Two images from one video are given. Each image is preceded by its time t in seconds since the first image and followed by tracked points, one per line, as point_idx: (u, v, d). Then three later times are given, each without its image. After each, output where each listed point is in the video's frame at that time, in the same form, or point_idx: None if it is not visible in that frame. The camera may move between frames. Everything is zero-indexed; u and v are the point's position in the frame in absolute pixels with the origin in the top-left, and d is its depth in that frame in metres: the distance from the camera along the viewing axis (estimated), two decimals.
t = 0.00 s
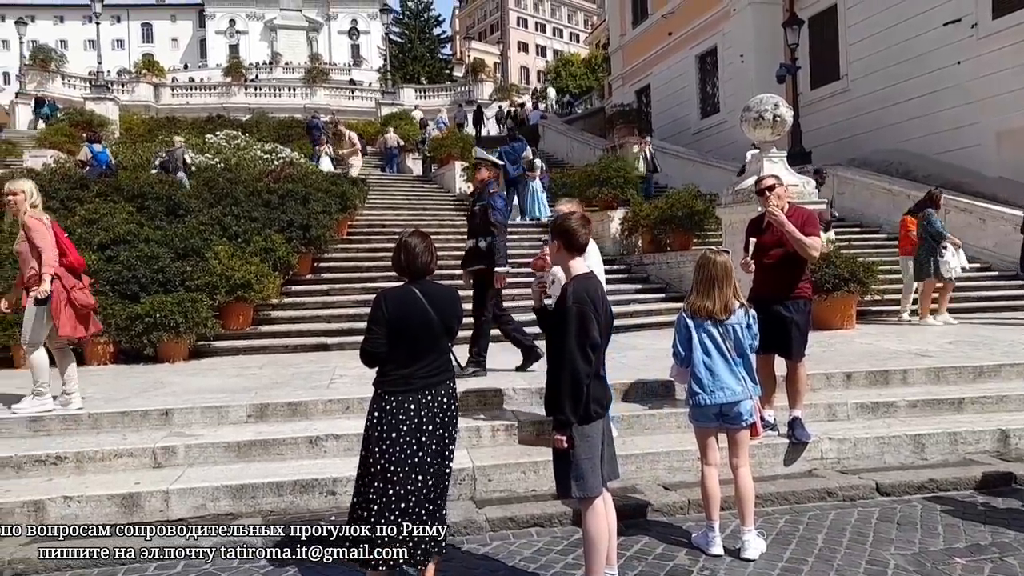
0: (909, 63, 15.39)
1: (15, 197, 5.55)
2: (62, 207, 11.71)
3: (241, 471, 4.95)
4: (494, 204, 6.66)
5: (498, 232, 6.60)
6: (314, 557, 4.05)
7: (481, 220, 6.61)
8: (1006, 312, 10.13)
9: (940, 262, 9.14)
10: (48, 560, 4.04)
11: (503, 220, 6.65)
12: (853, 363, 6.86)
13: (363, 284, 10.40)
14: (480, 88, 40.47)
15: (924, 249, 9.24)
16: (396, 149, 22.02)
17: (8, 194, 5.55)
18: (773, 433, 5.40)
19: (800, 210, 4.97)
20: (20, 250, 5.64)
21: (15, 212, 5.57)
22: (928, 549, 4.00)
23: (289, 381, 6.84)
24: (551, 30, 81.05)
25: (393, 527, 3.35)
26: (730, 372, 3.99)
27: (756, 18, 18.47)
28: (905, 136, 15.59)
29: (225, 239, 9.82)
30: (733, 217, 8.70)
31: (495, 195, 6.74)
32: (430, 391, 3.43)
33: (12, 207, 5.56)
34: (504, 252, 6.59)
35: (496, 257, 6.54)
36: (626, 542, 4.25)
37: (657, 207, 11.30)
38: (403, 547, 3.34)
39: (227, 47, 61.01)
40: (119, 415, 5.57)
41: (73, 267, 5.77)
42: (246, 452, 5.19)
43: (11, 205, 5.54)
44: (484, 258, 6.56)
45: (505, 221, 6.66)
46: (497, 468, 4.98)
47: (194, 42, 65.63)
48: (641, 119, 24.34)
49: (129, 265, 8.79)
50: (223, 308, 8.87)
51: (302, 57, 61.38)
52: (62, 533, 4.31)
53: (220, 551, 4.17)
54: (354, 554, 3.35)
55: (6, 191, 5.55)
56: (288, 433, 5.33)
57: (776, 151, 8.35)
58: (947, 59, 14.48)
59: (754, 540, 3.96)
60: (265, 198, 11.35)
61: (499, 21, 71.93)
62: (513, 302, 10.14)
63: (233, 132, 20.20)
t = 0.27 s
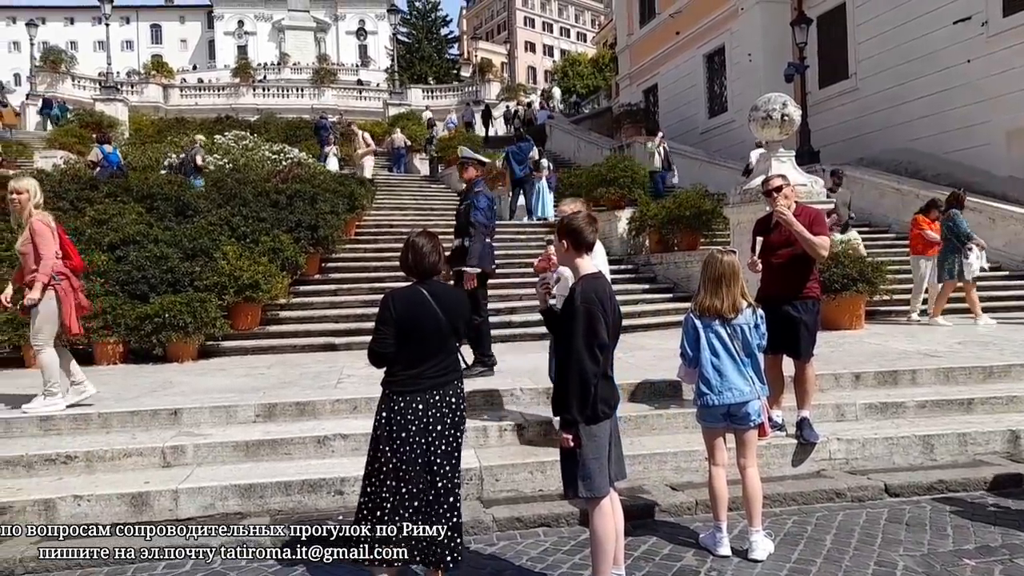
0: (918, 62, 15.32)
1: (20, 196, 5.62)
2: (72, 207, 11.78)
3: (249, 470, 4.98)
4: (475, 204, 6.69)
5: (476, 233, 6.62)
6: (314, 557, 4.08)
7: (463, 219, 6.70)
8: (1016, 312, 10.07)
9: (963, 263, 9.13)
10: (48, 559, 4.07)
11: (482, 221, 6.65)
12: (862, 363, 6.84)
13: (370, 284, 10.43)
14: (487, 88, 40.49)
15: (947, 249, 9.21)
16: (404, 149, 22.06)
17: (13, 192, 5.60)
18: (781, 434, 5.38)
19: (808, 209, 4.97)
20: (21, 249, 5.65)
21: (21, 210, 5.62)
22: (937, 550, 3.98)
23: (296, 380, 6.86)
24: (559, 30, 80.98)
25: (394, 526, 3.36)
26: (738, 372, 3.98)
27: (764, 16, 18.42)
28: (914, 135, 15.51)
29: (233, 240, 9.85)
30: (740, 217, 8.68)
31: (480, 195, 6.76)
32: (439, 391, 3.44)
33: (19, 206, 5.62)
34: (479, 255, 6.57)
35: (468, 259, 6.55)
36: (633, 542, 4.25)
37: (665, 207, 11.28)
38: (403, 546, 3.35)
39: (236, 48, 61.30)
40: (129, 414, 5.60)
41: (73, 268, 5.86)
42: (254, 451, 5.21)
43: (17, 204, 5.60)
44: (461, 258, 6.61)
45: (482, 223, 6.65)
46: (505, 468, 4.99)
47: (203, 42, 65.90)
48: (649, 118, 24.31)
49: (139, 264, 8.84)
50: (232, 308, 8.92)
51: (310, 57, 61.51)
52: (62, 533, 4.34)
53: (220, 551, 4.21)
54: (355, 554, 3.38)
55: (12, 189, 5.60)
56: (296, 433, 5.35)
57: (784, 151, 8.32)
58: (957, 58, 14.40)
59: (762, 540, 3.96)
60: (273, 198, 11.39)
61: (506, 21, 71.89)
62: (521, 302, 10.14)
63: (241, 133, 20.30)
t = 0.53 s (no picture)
0: (922, 63, 15.30)
1: (25, 196, 5.62)
2: (77, 209, 11.80)
3: (253, 472, 4.98)
4: (456, 209, 6.87)
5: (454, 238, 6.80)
6: (314, 557, 4.10)
7: (443, 223, 6.91)
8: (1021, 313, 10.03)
9: (990, 262, 9.06)
10: (47, 558, 4.08)
11: (460, 227, 6.81)
12: (866, 365, 6.82)
13: (374, 286, 10.45)
14: (491, 90, 40.52)
15: (970, 250, 9.18)
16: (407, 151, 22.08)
17: (18, 193, 5.59)
18: (785, 435, 5.37)
19: (812, 211, 4.97)
20: (24, 249, 5.64)
21: (27, 211, 5.63)
22: (941, 552, 3.97)
23: (300, 382, 6.87)
24: (562, 31, 81.00)
25: (394, 526, 3.38)
26: (741, 374, 3.98)
27: (768, 18, 18.41)
28: (918, 136, 15.49)
29: (236, 241, 9.86)
30: (744, 219, 8.67)
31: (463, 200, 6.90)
32: (443, 393, 3.44)
33: (25, 207, 5.62)
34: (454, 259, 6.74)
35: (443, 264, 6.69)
36: (636, 544, 4.25)
37: (668, 208, 11.27)
38: (402, 546, 3.37)
39: (239, 50, 61.44)
40: (132, 416, 5.61)
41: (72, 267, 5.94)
42: (257, 453, 5.21)
43: (23, 205, 5.60)
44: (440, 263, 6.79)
45: (459, 229, 6.81)
46: (508, 469, 4.99)
47: (206, 45, 66.01)
48: (652, 120, 24.30)
49: (142, 266, 8.86)
50: (236, 309, 8.93)
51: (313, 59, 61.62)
52: (62, 533, 4.35)
53: (220, 550, 4.21)
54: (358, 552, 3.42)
55: (17, 190, 5.59)
56: (299, 434, 5.36)
57: (788, 152, 8.31)
58: (961, 59, 14.38)
59: (765, 543, 3.95)
60: (276, 200, 11.40)
61: (510, 22, 71.94)
62: (524, 304, 10.14)
63: (245, 135, 20.34)
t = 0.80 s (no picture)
0: (923, 64, 15.31)
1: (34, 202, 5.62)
2: (78, 214, 11.80)
3: (255, 475, 4.98)
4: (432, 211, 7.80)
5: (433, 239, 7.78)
6: (314, 557, 4.15)
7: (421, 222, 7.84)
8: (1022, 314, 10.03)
9: (1008, 261, 8.95)
10: (48, 560, 4.09)
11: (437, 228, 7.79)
12: (867, 367, 6.82)
13: (375, 289, 10.46)
14: (491, 93, 40.56)
15: (987, 250, 9.08)
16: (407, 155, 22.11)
17: (29, 200, 5.59)
18: (786, 437, 5.37)
19: (813, 214, 4.97)
20: (32, 255, 5.63)
21: (37, 218, 5.63)
22: (943, 554, 3.97)
23: (301, 386, 6.88)
24: (563, 34, 81.09)
25: (395, 527, 3.41)
26: (741, 376, 3.98)
27: (768, 20, 18.43)
28: (918, 138, 15.50)
29: (238, 246, 9.87)
30: (744, 221, 8.67)
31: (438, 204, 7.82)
32: (444, 396, 3.44)
33: (35, 214, 5.62)
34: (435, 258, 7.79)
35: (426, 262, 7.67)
36: (637, 547, 4.24)
37: (668, 210, 11.28)
38: (402, 547, 3.39)
39: (240, 55, 61.53)
40: (134, 420, 5.62)
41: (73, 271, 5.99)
42: (259, 457, 5.21)
43: (34, 212, 5.61)
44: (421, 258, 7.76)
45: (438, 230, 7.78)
46: (509, 472, 4.99)
47: (207, 49, 66.15)
48: (652, 122, 24.32)
49: (144, 271, 8.88)
50: (237, 313, 8.94)
51: (314, 63, 61.70)
52: (63, 534, 4.38)
53: (220, 550, 4.21)
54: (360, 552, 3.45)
55: (29, 196, 5.59)
56: (300, 438, 5.36)
57: (788, 154, 8.32)
58: (961, 60, 14.40)
59: (767, 545, 3.94)
60: (277, 204, 11.41)
61: (510, 26, 72.01)
62: (525, 307, 10.15)
63: (245, 139, 20.36)
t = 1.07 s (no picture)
0: (924, 65, 15.31)
1: (45, 204, 5.68)
2: (80, 216, 11.82)
3: (256, 477, 4.99)
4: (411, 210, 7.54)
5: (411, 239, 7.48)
6: (314, 557, 4.16)
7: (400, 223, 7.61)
8: None
9: None
10: (49, 561, 4.09)
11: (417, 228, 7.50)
12: (869, 368, 6.82)
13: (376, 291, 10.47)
14: (492, 94, 40.61)
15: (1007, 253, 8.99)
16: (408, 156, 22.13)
17: (42, 202, 5.64)
18: (788, 438, 5.37)
19: (815, 217, 4.97)
20: (44, 257, 5.67)
21: (49, 220, 5.69)
22: (945, 555, 3.97)
23: (302, 387, 6.88)
24: (564, 36, 81.19)
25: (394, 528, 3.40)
26: (742, 377, 3.98)
27: (768, 21, 18.44)
28: (919, 138, 15.50)
29: (239, 247, 9.88)
30: (745, 222, 8.68)
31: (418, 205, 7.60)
32: (445, 397, 3.45)
33: (47, 216, 5.68)
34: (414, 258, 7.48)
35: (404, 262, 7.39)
36: (639, 549, 4.24)
37: (669, 212, 11.28)
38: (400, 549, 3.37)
39: (241, 56, 61.62)
40: (136, 422, 5.62)
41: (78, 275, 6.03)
42: (261, 458, 5.22)
43: (47, 213, 5.66)
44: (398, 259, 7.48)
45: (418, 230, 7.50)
46: (511, 474, 4.99)
47: (209, 52, 66.25)
48: (653, 124, 24.33)
49: (145, 272, 8.89)
50: (239, 315, 8.94)
51: (315, 65, 61.75)
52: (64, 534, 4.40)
53: (220, 551, 4.22)
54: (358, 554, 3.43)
55: (41, 198, 5.64)
56: (302, 440, 5.37)
57: (789, 155, 8.32)
58: (962, 61, 14.40)
59: (769, 546, 3.95)
60: (278, 206, 11.42)
61: (511, 27, 72.09)
62: (526, 308, 10.15)
63: (247, 141, 20.39)
